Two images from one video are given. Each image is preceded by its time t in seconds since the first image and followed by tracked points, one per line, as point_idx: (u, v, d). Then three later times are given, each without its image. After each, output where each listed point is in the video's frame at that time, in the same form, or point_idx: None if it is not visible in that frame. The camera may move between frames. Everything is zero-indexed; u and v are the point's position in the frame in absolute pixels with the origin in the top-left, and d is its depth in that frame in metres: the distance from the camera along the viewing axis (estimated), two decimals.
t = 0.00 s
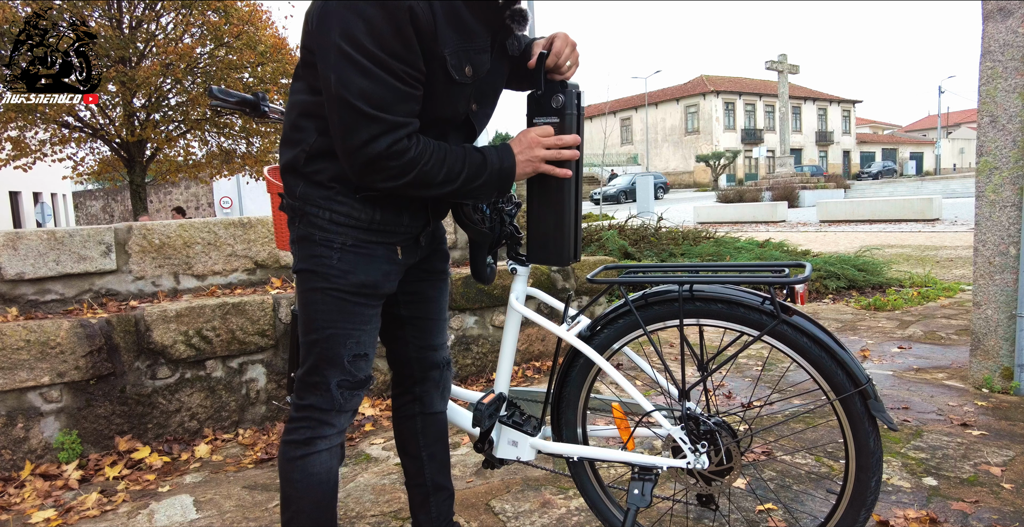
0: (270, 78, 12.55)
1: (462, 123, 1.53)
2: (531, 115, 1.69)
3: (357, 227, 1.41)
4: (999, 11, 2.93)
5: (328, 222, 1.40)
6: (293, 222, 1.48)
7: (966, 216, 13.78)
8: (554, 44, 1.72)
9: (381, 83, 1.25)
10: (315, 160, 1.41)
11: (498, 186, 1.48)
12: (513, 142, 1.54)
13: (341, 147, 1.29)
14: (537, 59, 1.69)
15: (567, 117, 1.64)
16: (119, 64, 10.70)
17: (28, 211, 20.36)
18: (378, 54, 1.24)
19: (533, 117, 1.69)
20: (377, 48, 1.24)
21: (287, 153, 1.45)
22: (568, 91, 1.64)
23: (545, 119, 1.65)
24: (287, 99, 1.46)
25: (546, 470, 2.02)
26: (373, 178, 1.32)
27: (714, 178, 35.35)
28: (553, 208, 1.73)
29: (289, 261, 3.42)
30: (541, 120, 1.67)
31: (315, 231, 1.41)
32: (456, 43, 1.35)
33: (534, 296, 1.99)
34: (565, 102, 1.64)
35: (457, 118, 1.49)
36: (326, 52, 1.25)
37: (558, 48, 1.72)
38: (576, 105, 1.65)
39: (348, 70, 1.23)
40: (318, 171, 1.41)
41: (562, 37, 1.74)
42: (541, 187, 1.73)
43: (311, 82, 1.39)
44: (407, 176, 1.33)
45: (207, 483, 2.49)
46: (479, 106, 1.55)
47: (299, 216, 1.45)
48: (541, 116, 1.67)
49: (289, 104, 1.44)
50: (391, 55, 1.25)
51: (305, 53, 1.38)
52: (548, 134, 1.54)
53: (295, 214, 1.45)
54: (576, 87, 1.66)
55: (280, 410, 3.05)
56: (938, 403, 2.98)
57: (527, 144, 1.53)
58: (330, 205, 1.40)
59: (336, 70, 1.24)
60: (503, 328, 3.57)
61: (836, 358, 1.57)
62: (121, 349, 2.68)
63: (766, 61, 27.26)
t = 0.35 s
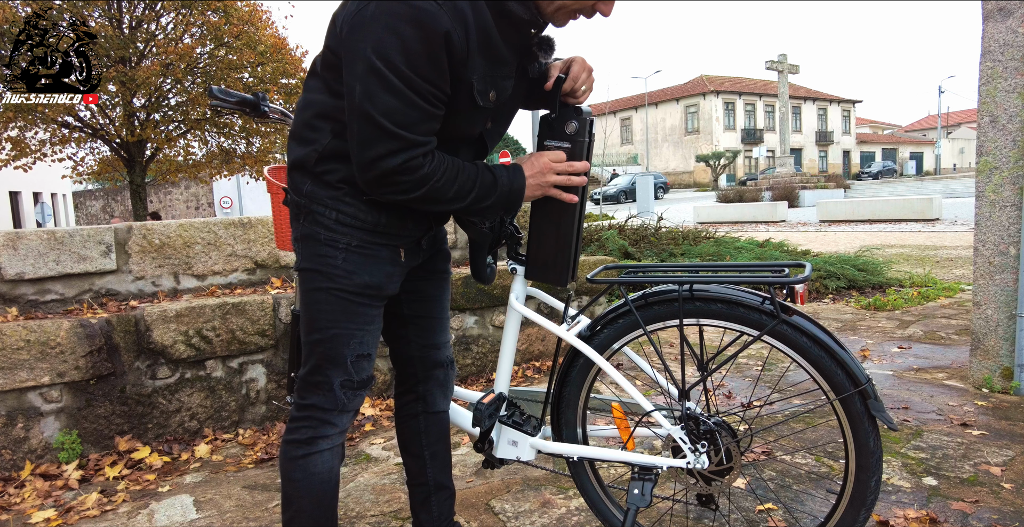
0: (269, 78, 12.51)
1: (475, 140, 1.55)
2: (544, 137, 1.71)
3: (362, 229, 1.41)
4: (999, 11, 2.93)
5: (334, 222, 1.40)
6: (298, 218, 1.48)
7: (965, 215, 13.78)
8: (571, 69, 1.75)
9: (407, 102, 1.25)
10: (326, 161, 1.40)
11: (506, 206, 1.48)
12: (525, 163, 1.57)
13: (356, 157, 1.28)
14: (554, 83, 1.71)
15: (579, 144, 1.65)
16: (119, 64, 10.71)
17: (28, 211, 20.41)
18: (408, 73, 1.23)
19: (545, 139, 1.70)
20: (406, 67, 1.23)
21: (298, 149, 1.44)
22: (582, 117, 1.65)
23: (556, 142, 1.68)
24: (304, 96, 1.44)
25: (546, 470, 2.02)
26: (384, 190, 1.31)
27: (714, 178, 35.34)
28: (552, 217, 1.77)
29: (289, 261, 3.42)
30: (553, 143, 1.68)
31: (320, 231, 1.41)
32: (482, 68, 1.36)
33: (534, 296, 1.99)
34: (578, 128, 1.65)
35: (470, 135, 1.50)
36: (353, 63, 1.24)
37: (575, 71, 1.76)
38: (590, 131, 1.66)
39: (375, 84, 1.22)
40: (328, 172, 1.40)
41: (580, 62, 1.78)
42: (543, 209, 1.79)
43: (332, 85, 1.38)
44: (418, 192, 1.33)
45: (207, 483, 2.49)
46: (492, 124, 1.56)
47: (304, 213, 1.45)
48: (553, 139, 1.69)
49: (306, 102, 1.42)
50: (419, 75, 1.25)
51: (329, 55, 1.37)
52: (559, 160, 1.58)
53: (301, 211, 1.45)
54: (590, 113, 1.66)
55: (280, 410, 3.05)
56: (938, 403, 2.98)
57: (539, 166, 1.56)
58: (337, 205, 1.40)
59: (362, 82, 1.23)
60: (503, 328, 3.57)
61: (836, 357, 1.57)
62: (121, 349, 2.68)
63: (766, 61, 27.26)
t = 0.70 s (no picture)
0: (269, 78, 12.51)
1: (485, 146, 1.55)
2: (554, 147, 1.70)
3: (368, 229, 1.41)
4: (999, 11, 2.93)
5: (340, 222, 1.40)
6: (303, 215, 1.48)
7: (966, 215, 13.78)
8: (586, 83, 1.75)
9: (424, 109, 1.25)
10: (336, 161, 1.40)
11: (513, 216, 1.49)
12: (535, 174, 1.57)
13: (369, 159, 1.28)
14: (569, 95, 1.70)
15: (588, 158, 1.65)
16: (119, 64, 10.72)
17: (28, 211, 20.44)
18: (427, 79, 1.23)
19: (555, 150, 1.69)
20: (426, 74, 1.23)
21: (307, 146, 1.43)
22: (594, 131, 1.64)
23: (565, 154, 1.67)
24: (317, 93, 1.43)
25: (546, 470, 2.02)
26: (394, 195, 1.32)
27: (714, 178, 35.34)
28: (556, 223, 1.77)
29: (289, 261, 3.42)
30: (562, 155, 1.67)
31: (326, 230, 1.41)
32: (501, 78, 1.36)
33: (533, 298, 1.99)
34: (589, 143, 1.64)
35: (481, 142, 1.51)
36: (373, 66, 1.23)
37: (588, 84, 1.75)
38: (600, 146, 1.65)
39: (394, 90, 1.22)
40: (337, 171, 1.40)
41: (595, 76, 1.77)
42: (547, 219, 1.78)
43: (347, 86, 1.37)
44: (427, 197, 1.33)
45: (207, 483, 2.49)
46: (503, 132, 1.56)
47: (311, 211, 1.44)
48: (563, 151, 1.68)
49: (319, 99, 1.41)
50: (438, 83, 1.25)
51: (347, 55, 1.36)
52: (569, 174, 1.58)
53: (307, 208, 1.45)
54: (601, 128, 1.65)
55: (280, 410, 3.05)
56: (938, 403, 2.97)
57: (549, 179, 1.56)
58: (344, 205, 1.40)
59: (380, 86, 1.22)
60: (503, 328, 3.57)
61: (836, 357, 1.57)
62: (122, 349, 2.68)
63: (766, 60, 27.26)
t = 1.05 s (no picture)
0: (269, 78, 12.51)
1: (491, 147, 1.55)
2: (558, 148, 1.68)
3: (373, 229, 1.41)
4: (999, 11, 2.93)
5: (345, 222, 1.40)
6: (308, 215, 1.48)
7: (966, 215, 13.78)
8: (594, 84, 1.75)
9: (434, 110, 1.25)
10: (342, 160, 1.40)
11: (516, 218, 1.49)
12: (540, 176, 1.57)
13: (377, 158, 1.28)
14: (576, 95, 1.67)
15: (593, 160, 1.64)
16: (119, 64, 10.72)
17: (28, 211, 20.46)
18: (438, 80, 1.23)
19: (559, 151, 1.68)
20: (438, 75, 1.23)
21: (314, 145, 1.43)
22: (599, 133, 1.63)
23: (570, 155, 1.66)
24: (325, 92, 1.43)
25: (547, 470, 2.02)
26: (400, 194, 1.32)
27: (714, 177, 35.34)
28: (560, 224, 1.77)
29: (289, 261, 3.42)
30: (567, 157, 1.66)
31: (331, 229, 1.42)
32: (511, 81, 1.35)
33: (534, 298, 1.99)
34: (594, 145, 1.63)
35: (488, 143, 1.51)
36: (384, 65, 1.23)
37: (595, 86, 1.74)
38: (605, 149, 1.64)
39: (404, 90, 1.22)
40: (343, 171, 1.40)
41: (602, 79, 1.77)
42: (550, 220, 1.78)
43: (355, 84, 1.37)
44: (432, 197, 1.33)
45: (207, 483, 2.49)
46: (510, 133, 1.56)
47: (316, 210, 1.44)
48: (568, 152, 1.66)
49: (328, 98, 1.41)
50: (449, 84, 1.24)
51: (357, 54, 1.35)
52: (574, 177, 1.58)
53: (312, 208, 1.45)
54: (606, 130, 1.65)
55: (280, 410, 3.05)
56: (937, 403, 2.97)
57: (554, 181, 1.56)
58: (349, 205, 1.39)
59: (390, 85, 1.22)
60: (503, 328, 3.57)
61: (835, 357, 1.57)
62: (122, 349, 2.68)
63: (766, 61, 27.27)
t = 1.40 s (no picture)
0: (269, 78, 12.51)
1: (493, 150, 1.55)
2: (558, 150, 1.68)
3: (374, 229, 1.40)
4: (999, 11, 2.93)
5: (346, 222, 1.40)
6: (309, 214, 1.48)
7: (965, 215, 13.79)
8: (595, 85, 1.74)
9: (433, 111, 1.25)
10: (343, 161, 1.40)
11: (515, 220, 1.48)
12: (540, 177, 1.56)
13: (376, 159, 1.28)
14: (576, 98, 1.68)
15: (593, 163, 1.64)
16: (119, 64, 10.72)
17: (28, 211, 20.48)
18: (438, 83, 1.23)
19: (559, 153, 1.68)
20: (438, 78, 1.23)
21: (315, 146, 1.43)
22: (599, 136, 1.63)
23: (570, 158, 1.66)
24: (327, 92, 1.42)
25: (547, 470, 2.02)
26: (398, 195, 1.32)
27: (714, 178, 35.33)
28: (560, 225, 1.78)
29: (289, 261, 3.42)
30: (567, 159, 1.67)
31: (332, 229, 1.42)
32: (513, 84, 1.36)
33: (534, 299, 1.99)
34: (594, 148, 1.63)
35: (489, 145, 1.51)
36: (385, 67, 1.23)
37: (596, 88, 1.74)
38: (605, 152, 1.65)
39: (404, 92, 1.22)
40: (344, 171, 1.40)
41: (603, 80, 1.76)
42: (550, 222, 1.79)
43: (356, 84, 1.37)
44: (431, 197, 1.33)
45: (207, 483, 2.49)
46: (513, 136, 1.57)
47: (318, 211, 1.44)
48: (568, 155, 1.66)
49: (330, 98, 1.41)
50: (448, 87, 1.24)
51: (358, 54, 1.35)
52: (574, 179, 1.58)
53: (313, 207, 1.45)
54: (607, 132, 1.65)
55: (280, 410, 3.06)
56: (938, 403, 2.97)
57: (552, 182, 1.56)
58: (350, 205, 1.39)
59: (390, 87, 1.23)
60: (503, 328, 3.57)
61: (836, 357, 1.57)
62: (122, 349, 2.68)
63: (767, 61, 27.27)
